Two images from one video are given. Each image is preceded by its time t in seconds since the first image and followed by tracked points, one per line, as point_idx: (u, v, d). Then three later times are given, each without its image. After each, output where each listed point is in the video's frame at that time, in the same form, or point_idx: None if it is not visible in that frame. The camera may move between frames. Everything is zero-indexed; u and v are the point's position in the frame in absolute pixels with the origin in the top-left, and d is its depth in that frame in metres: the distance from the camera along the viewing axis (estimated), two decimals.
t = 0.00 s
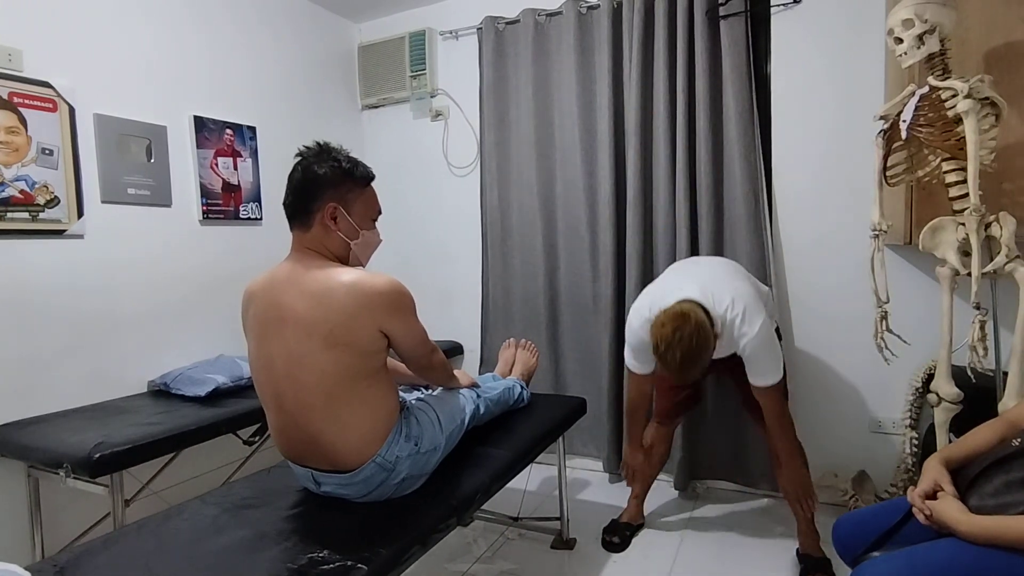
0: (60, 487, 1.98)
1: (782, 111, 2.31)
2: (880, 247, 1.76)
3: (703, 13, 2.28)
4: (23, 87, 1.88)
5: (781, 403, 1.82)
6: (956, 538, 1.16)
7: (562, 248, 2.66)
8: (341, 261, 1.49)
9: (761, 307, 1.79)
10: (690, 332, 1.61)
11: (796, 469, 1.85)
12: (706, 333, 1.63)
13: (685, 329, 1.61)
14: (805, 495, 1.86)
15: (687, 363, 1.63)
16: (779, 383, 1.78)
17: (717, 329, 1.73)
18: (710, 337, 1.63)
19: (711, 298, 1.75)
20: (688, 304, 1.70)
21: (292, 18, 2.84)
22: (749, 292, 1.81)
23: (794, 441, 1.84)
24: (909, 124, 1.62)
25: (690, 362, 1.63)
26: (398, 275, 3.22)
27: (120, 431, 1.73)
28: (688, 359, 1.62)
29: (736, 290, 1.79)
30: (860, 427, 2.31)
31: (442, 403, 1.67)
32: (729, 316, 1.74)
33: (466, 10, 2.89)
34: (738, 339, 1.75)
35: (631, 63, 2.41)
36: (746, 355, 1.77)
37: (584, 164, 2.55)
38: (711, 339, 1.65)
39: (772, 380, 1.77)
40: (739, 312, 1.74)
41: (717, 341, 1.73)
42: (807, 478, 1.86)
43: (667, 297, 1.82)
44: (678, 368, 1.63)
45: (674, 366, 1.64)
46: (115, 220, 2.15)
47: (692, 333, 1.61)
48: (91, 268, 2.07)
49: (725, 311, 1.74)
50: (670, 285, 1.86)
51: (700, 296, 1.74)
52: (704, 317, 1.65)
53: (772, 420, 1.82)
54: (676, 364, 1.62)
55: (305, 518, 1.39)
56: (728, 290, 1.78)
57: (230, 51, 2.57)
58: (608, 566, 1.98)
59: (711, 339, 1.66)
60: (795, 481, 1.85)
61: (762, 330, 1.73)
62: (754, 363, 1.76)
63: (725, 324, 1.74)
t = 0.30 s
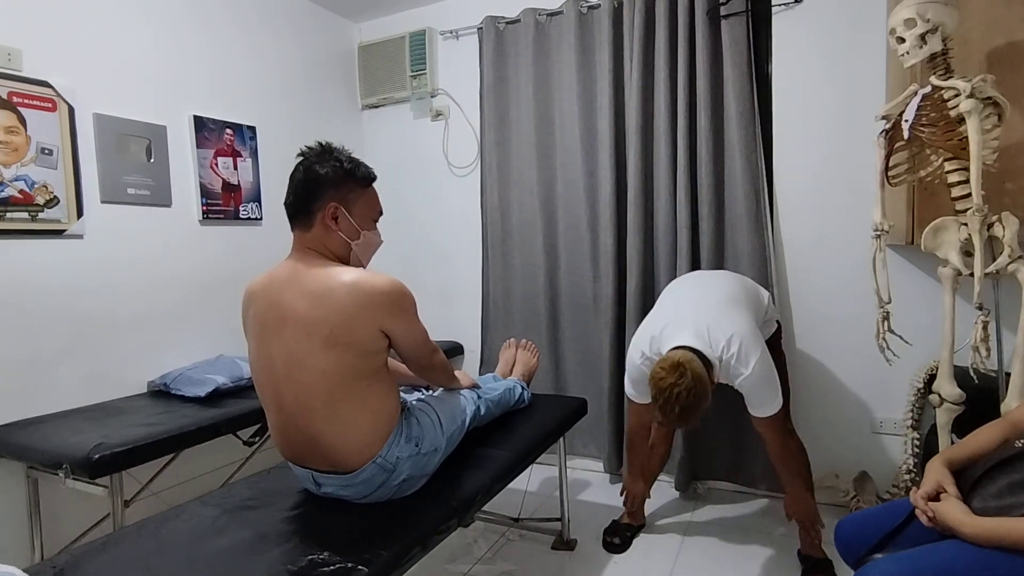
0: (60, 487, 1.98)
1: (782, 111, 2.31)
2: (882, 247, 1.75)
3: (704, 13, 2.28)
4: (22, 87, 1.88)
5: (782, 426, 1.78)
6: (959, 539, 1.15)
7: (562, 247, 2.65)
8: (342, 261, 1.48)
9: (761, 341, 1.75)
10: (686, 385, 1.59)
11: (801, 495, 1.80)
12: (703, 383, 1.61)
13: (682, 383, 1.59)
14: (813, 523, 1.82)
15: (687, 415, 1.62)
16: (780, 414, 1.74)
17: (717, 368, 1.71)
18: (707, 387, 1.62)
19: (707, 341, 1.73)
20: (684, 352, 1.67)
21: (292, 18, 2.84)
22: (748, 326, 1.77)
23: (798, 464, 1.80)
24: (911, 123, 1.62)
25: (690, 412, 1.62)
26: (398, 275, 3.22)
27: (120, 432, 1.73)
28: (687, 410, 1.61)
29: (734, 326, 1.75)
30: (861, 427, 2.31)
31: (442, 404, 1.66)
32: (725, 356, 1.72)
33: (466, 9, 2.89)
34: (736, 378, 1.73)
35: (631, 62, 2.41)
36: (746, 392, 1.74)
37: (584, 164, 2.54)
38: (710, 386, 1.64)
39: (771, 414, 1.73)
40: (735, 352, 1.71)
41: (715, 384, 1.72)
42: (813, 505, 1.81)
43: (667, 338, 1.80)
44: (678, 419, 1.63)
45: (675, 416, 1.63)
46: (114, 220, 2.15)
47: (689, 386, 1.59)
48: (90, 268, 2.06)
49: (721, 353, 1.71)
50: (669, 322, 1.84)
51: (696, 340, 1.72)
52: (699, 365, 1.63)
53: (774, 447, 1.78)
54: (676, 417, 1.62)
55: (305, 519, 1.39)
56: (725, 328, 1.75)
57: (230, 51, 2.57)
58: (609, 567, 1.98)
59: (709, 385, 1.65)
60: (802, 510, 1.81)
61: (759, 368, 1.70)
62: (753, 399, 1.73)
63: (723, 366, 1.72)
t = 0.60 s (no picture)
0: (60, 487, 1.97)
1: (782, 111, 2.30)
2: (882, 247, 1.75)
3: (704, 13, 2.28)
4: (22, 87, 1.88)
5: (781, 425, 1.78)
6: (960, 539, 1.15)
7: (562, 247, 2.65)
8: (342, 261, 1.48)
9: (760, 334, 1.75)
10: (683, 373, 1.60)
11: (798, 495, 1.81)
12: (700, 371, 1.62)
13: (678, 371, 1.60)
14: (810, 522, 1.83)
15: (683, 404, 1.62)
16: (778, 408, 1.74)
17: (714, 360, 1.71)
18: (704, 376, 1.62)
19: (705, 333, 1.73)
20: (681, 341, 1.69)
21: (292, 18, 2.84)
22: (747, 320, 1.77)
23: (796, 462, 1.80)
24: (911, 123, 1.62)
25: (686, 402, 1.62)
26: (398, 275, 3.22)
27: (120, 432, 1.73)
28: (684, 399, 1.62)
29: (733, 319, 1.75)
30: (860, 427, 2.31)
31: (442, 404, 1.66)
32: (724, 349, 1.72)
33: (467, 9, 2.89)
34: (733, 371, 1.72)
35: (631, 62, 2.41)
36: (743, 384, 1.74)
37: (584, 164, 2.54)
38: (707, 376, 1.65)
39: (767, 407, 1.73)
40: (733, 345, 1.71)
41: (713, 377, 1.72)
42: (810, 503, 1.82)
43: (666, 329, 1.81)
44: (674, 409, 1.63)
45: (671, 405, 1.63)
46: (115, 220, 2.15)
47: (685, 373, 1.60)
48: (90, 268, 2.06)
49: (719, 345, 1.71)
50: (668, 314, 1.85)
51: (694, 331, 1.73)
52: (697, 354, 1.64)
53: (772, 445, 1.78)
54: (672, 405, 1.62)
55: (305, 519, 1.39)
56: (724, 321, 1.75)
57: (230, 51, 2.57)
58: (609, 567, 1.98)
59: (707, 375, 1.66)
60: (797, 507, 1.82)
61: (757, 362, 1.69)
62: (751, 392, 1.73)
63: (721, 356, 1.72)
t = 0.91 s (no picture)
0: (60, 487, 1.97)
1: (782, 110, 2.31)
2: (882, 247, 1.75)
3: (704, 13, 2.28)
4: (22, 87, 1.88)
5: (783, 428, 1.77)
6: (960, 539, 1.15)
7: (562, 247, 2.65)
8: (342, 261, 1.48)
9: (761, 340, 1.75)
10: (688, 383, 1.59)
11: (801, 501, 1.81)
12: (703, 382, 1.61)
13: (684, 381, 1.59)
14: (811, 524, 1.83)
15: (688, 414, 1.62)
16: (780, 413, 1.74)
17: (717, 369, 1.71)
18: (708, 385, 1.62)
19: (707, 341, 1.73)
20: (685, 350, 1.68)
21: (292, 18, 2.84)
22: (748, 327, 1.77)
23: (798, 466, 1.79)
24: (911, 123, 1.62)
25: (691, 412, 1.62)
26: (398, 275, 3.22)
27: (120, 432, 1.73)
28: (688, 409, 1.61)
29: (734, 327, 1.75)
30: (860, 427, 2.31)
31: (442, 404, 1.66)
32: (726, 357, 1.71)
33: (467, 9, 2.89)
34: (735, 379, 1.72)
35: (631, 62, 2.41)
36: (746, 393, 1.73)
37: (584, 164, 2.54)
38: (711, 385, 1.65)
39: (768, 414, 1.73)
40: (735, 353, 1.70)
41: (715, 384, 1.72)
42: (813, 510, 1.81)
43: (668, 338, 1.80)
44: (679, 418, 1.63)
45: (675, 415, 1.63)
46: (115, 220, 2.15)
47: (690, 384, 1.59)
48: (90, 268, 2.06)
49: (721, 353, 1.71)
50: (670, 322, 1.84)
51: (696, 340, 1.72)
52: (700, 364, 1.63)
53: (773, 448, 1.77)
54: (676, 415, 1.62)
55: (305, 519, 1.39)
56: (725, 328, 1.75)
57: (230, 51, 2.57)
58: (609, 567, 1.98)
59: (710, 385, 1.65)
60: (798, 511, 1.82)
61: (759, 369, 1.69)
62: (752, 399, 1.73)
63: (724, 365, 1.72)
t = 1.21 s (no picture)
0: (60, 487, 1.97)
1: (781, 110, 2.31)
2: (882, 247, 1.75)
3: (704, 13, 2.28)
4: (22, 87, 1.88)
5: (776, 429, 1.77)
6: (960, 540, 1.15)
7: (562, 247, 2.65)
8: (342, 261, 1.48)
9: (760, 337, 1.75)
10: (686, 377, 1.59)
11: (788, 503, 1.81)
12: (703, 376, 1.61)
13: (683, 374, 1.59)
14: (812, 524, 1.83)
15: (688, 407, 1.62)
16: (775, 409, 1.73)
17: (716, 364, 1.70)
18: (709, 380, 1.62)
19: (707, 336, 1.72)
20: (685, 344, 1.68)
21: (292, 18, 2.84)
22: (748, 324, 1.77)
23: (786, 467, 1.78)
24: (911, 123, 1.62)
25: (690, 405, 1.62)
26: (398, 275, 3.22)
27: (120, 432, 1.73)
28: (688, 402, 1.61)
29: (734, 323, 1.75)
30: (860, 427, 2.31)
31: (442, 404, 1.66)
32: (726, 353, 1.71)
33: (467, 9, 2.89)
34: (735, 374, 1.72)
35: (631, 62, 2.41)
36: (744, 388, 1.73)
37: (584, 164, 2.54)
38: (711, 380, 1.64)
39: (764, 410, 1.72)
40: (735, 349, 1.70)
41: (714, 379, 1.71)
42: (799, 512, 1.82)
43: (668, 333, 1.80)
44: (679, 412, 1.63)
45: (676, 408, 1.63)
46: (115, 220, 2.15)
47: (689, 377, 1.59)
48: (90, 268, 2.06)
49: (721, 348, 1.71)
50: (670, 318, 1.84)
51: (697, 335, 1.72)
52: (701, 358, 1.63)
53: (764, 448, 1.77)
54: (676, 409, 1.62)
55: (305, 519, 1.39)
56: (725, 325, 1.74)
57: (230, 50, 2.57)
58: (609, 567, 1.98)
59: (710, 380, 1.65)
60: (783, 510, 1.83)
61: (759, 365, 1.69)
62: (751, 395, 1.72)
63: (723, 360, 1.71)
